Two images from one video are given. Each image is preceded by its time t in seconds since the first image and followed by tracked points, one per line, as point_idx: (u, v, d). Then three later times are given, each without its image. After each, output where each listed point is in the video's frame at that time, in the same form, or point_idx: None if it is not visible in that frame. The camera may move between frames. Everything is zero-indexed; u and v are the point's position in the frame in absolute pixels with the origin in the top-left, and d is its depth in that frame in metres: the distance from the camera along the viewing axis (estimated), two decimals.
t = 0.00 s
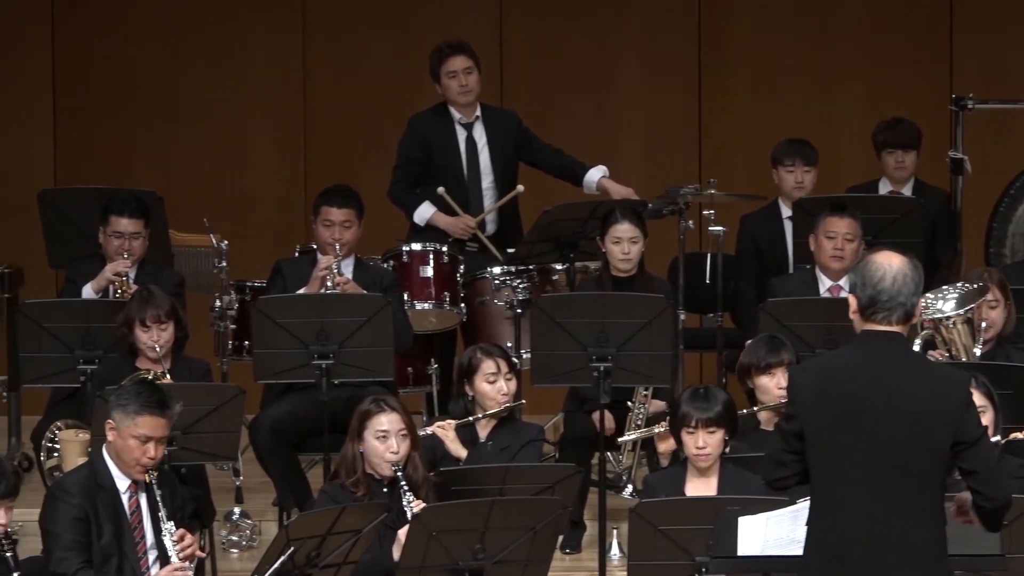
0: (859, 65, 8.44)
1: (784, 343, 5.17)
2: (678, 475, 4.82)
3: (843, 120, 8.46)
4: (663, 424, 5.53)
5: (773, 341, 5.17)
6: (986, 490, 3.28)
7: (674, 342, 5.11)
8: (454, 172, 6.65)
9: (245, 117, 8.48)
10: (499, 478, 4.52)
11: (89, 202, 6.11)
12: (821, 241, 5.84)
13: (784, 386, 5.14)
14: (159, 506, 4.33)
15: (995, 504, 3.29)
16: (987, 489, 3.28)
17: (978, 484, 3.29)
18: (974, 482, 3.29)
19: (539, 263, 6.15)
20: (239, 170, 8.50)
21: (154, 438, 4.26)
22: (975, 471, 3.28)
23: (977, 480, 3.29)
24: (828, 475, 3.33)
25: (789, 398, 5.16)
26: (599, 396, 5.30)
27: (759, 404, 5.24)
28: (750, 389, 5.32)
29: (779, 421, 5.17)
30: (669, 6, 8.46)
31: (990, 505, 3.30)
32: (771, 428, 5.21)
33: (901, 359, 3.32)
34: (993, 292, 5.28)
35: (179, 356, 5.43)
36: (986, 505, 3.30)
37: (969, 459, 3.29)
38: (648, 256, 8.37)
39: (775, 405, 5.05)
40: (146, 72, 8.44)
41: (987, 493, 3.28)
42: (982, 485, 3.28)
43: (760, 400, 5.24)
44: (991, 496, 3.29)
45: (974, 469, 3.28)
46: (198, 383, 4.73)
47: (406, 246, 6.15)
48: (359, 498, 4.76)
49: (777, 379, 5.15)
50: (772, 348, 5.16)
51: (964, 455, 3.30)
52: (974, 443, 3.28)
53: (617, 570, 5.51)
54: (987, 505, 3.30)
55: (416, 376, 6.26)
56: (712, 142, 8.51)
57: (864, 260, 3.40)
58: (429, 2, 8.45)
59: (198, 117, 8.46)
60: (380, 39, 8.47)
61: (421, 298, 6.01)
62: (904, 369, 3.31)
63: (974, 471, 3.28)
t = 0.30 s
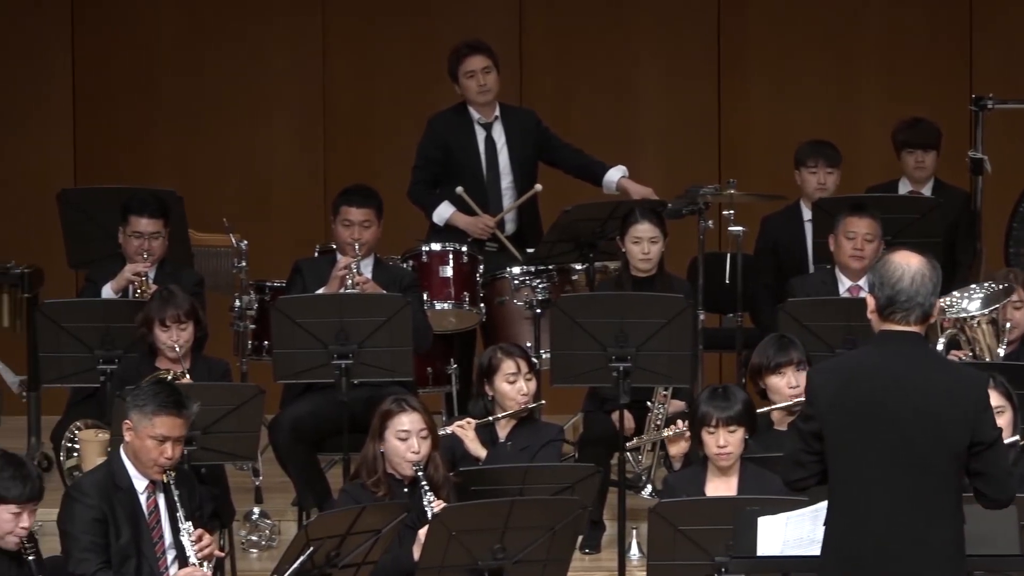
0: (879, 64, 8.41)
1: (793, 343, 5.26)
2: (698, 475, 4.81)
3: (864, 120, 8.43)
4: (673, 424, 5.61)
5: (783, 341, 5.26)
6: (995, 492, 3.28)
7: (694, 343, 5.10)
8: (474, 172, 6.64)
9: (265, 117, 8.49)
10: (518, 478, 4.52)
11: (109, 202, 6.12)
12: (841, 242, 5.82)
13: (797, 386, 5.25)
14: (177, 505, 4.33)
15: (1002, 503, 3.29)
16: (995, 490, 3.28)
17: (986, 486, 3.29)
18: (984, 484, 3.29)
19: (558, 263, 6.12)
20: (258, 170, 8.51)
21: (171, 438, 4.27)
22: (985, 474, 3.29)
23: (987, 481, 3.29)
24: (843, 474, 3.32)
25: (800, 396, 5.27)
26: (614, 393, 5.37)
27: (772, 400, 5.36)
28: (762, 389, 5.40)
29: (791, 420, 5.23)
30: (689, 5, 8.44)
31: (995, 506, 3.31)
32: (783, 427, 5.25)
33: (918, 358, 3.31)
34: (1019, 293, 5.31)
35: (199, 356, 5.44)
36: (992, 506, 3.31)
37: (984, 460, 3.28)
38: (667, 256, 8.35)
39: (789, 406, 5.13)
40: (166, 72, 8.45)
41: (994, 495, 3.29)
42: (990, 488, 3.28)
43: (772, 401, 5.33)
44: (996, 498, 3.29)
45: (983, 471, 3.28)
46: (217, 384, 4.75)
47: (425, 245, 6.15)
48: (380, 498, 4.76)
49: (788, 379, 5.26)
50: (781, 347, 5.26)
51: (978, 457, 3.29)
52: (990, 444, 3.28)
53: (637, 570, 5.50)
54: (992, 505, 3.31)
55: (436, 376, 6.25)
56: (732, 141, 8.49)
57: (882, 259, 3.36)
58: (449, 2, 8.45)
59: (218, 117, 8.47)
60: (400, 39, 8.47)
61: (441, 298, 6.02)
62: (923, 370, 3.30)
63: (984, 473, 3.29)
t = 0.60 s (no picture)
0: (895, 64, 8.39)
1: (801, 343, 5.26)
2: (714, 475, 4.81)
3: (881, 119, 8.41)
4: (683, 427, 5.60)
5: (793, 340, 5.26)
6: (1004, 488, 3.26)
7: (711, 342, 5.09)
8: (491, 172, 6.64)
9: (282, 117, 8.50)
10: (535, 477, 4.52)
11: (126, 202, 6.13)
12: (858, 241, 5.80)
13: (806, 385, 5.23)
14: (193, 505, 4.34)
15: (1009, 501, 3.27)
16: (1005, 487, 3.26)
17: (996, 482, 3.27)
18: (993, 479, 3.27)
19: (575, 263, 6.12)
20: (275, 170, 8.52)
21: (187, 438, 4.28)
22: (995, 469, 3.26)
23: (997, 478, 3.27)
24: (853, 471, 3.32)
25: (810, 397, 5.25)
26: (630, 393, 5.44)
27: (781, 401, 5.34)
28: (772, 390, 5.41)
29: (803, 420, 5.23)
30: (705, 5, 8.43)
31: (1004, 503, 3.28)
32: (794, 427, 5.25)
33: (927, 355, 3.30)
34: None
35: (216, 355, 5.45)
36: (1000, 503, 3.28)
37: (994, 456, 3.26)
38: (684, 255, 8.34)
39: (798, 404, 5.15)
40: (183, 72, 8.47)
41: (1002, 491, 3.27)
42: (999, 483, 3.26)
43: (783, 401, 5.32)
44: (1006, 494, 3.27)
45: (993, 467, 3.26)
46: (235, 383, 4.75)
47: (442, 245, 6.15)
48: (399, 497, 4.76)
49: (797, 378, 5.24)
50: (790, 347, 5.25)
51: (989, 453, 3.27)
52: (999, 440, 3.26)
53: (654, 570, 5.49)
54: (1001, 502, 3.28)
55: (453, 375, 6.25)
56: (749, 141, 8.48)
57: (889, 257, 3.36)
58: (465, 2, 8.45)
59: (234, 117, 8.49)
60: (416, 38, 8.47)
61: (458, 298, 6.01)
62: (931, 366, 3.29)
63: (994, 469, 3.27)
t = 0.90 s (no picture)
0: (913, 64, 8.37)
1: (812, 341, 5.23)
2: (730, 474, 4.81)
3: (898, 118, 8.38)
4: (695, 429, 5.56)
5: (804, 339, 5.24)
6: (1011, 480, 3.32)
7: (727, 342, 5.09)
8: (508, 171, 6.64)
9: (298, 117, 8.51)
10: (552, 477, 4.51)
11: (143, 201, 6.13)
12: (875, 241, 5.77)
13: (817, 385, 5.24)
14: (210, 505, 4.34)
15: (1015, 493, 3.33)
16: (1012, 480, 3.31)
17: (1002, 474, 3.32)
18: (997, 471, 3.32)
19: (591, 262, 6.12)
20: (291, 170, 8.53)
21: (203, 437, 4.29)
22: (1000, 461, 3.31)
23: (1000, 471, 3.32)
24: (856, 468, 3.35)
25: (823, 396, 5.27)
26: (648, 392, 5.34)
27: (792, 401, 5.36)
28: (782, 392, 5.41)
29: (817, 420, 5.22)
30: (723, 4, 8.41)
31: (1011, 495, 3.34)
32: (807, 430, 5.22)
33: (924, 352, 3.33)
34: None
35: (233, 355, 5.46)
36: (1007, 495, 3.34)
37: (996, 449, 3.31)
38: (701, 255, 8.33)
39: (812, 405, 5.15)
40: (200, 72, 8.48)
41: (1009, 482, 3.32)
42: (1005, 475, 3.32)
43: (794, 401, 5.34)
44: (1013, 485, 3.32)
45: (997, 459, 3.31)
46: (252, 384, 4.77)
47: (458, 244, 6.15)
48: (416, 497, 4.76)
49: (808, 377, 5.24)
50: (800, 347, 5.23)
51: (989, 445, 3.32)
52: (999, 432, 3.31)
53: (670, 569, 5.48)
54: (1007, 494, 3.34)
55: (469, 375, 6.25)
56: (766, 141, 8.46)
57: (884, 252, 3.40)
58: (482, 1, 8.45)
59: (251, 118, 8.50)
60: (434, 39, 8.48)
61: (474, 297, 6.02)
62: (928, 363, 3.32)
63: (998, 461, 3.31)
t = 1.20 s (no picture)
0: (932, 64, 8.34)
1: (824, 341, 5.29)
2: (746, 473, 4.78)
3: (915, 118, 8.36)
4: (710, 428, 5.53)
5: (815, 339, 5.30)
6: (990, 481, 3.41)
7: (744, 341, 5.08)
8: (525, 171, 6.63)
9: (316, 117, 8.51)
10: (569, 477, 4.51)
11: (161, 199, 6.14)
12: (892, 241, 5.75)
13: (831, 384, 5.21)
14: (227, 503, 4.32)
15: (995, 494, 3.42)
16: (992, 479, 3.41)
17: (983, 474, 3.42)
18: (980, 471, 3.42)
19: (608, 262, 6.10)
20: (308, 170, 8.54)
21: (220, 435, 4.30)
22: (983, 461, 3.42)
23: (983, 470, 3.42)
24: (846, 463, 3.46)
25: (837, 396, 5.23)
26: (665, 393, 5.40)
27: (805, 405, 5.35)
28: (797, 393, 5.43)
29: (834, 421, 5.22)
30: (741, 5, 8.39)
31: (991, 497, 3.43)
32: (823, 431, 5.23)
33: (913, 349, 3.46)
34: None
35: (250, 355, 5.47)
36: (988, 496, 3.43)
37: (983, 447, 3.42)
38: (718, 255, 8.32)
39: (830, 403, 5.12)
40: (218, 73, 8.49)
41: (989, 483, 3.41)
42: (986, 476, 3.41)
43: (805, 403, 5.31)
44: (992, 487, 3.42)
45: (981, 458, 3.41)
46: (270, 383, 4.78)
47: (475, 243, 6.15)
48: (433, 496, 4.75)
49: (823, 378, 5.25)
50: (813, 345, 5.29)
51: (975, 443, 3.43)
52: (985, 430, 3.42)
53: (687, 569, 5.47)
54: (987, 496, 3.43)
55: (486, 374, 6.25)
56: (783, 141, 8.45)
57: (873, 253, 3.52)
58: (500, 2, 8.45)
59: (269, 118, 8.51)
60: (453, 40, 8.48)
61: (491, 297, 6.01)
62: (918, 361, 3.44)
63: (981, 460, 3.42)
